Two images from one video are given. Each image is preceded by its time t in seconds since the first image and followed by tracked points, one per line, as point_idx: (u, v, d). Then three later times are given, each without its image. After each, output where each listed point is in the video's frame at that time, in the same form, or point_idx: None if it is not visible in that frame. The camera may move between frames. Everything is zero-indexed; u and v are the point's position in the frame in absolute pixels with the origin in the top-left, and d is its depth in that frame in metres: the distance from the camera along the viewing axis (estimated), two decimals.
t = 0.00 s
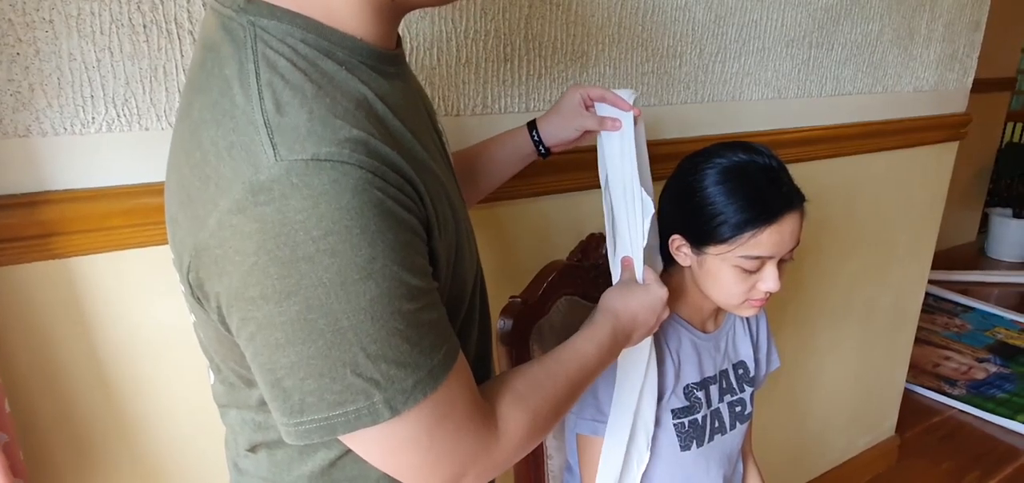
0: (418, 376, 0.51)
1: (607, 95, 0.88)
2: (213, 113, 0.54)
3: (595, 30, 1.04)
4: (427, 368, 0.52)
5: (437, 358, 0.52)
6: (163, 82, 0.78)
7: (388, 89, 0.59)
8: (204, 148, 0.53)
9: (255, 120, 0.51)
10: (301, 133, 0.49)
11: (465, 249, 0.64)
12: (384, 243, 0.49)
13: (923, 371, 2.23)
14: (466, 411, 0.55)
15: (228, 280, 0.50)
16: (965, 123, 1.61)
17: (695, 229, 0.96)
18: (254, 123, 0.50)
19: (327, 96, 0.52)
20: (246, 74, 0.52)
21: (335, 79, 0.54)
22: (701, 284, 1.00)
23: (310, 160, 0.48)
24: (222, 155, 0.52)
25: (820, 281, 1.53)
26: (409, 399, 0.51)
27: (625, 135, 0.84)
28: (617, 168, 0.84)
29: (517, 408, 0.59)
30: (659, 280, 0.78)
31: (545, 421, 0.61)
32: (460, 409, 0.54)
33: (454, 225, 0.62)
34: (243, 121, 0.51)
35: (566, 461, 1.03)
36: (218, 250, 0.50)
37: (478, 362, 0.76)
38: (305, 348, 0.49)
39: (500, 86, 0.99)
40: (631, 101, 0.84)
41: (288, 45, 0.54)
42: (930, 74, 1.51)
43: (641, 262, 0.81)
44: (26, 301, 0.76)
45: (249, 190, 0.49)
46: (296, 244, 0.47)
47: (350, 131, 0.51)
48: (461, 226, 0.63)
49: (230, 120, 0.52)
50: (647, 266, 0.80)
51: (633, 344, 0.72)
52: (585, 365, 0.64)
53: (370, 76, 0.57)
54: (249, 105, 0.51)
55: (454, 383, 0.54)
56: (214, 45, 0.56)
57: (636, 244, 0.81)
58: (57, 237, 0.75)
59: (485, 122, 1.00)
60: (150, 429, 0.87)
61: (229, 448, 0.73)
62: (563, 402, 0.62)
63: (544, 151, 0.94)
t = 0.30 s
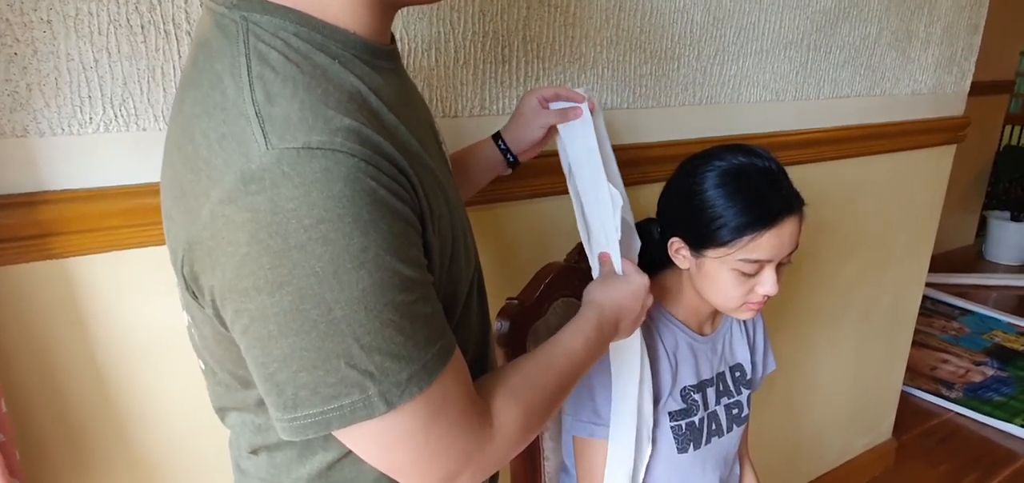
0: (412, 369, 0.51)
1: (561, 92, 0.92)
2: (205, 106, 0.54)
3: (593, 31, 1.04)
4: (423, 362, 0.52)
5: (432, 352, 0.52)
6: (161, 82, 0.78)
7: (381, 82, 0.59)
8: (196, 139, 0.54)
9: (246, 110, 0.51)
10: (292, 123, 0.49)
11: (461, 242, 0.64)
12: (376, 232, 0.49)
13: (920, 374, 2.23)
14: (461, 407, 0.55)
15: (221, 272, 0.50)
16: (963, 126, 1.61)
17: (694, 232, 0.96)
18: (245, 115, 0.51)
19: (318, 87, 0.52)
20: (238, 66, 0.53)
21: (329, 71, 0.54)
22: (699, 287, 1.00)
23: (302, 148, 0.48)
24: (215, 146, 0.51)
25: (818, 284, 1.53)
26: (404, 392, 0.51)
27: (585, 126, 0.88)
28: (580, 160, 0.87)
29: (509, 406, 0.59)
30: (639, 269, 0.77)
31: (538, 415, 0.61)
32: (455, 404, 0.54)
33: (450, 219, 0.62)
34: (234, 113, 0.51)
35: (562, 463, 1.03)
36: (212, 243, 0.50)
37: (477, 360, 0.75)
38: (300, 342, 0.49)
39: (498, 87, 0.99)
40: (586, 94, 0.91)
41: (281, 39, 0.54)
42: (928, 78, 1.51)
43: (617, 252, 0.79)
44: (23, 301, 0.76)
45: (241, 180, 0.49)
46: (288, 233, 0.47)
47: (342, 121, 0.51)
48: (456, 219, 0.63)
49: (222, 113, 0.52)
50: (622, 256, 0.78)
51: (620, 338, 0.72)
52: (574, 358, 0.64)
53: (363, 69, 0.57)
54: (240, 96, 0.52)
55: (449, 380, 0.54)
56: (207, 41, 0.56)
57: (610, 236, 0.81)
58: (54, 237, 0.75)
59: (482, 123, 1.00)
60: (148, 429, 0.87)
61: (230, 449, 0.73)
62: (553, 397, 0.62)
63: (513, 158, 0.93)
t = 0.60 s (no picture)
0: (417, 361, 0.51)
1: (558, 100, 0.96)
2: (199, 101, 0.53)
3: (592, 33, 1.04)
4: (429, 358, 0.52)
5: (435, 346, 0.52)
6: (158, 83, 0.77)
7: (376, 78, 0.59)
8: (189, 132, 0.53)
9: (243, 101, 0.50)
10: (289, 111, 0.49)
11: (458, 234, 0.63)
12: (379, 218, 0.49)
13: (918, 378, 2.22)
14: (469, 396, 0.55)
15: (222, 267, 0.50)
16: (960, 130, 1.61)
17: (694, 235, 0.96)
18: (241, 104, 0.50)
19: (314, 78, 0.52)
20: (233, 59, 0.52)
21: (325, 65, 0.54)
22: (697, 290, 0.99)
23: (300, 135, 0.48)
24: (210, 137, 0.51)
25: (815, 287, 1.53)
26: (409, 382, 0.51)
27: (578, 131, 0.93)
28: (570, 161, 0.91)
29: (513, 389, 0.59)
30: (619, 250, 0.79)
31: (540, 398, 0.61)
32: (461, 389, 0.54)
33: (447, 212, 0.62)
34: (229, 104, 0.51)
35: (558, 465, 1.03)
36: (212, 240, 0.50)
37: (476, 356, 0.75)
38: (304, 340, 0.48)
39: (496, 89, 0.99)
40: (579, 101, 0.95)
41: (276, 32, 0.54)
42: (926, 81, 1.51)
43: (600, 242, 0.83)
44: (19, 301, 0.76)
45: (240, 168, 0.48)
46: (290, 221, 0.47)
47: (339, 109, 0.51)
48: (453, 211, 0.63)
49: (217, 104, 0.52)
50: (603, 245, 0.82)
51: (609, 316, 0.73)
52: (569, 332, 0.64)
53: (359, 64, 0.57)
54: (235, 87, 0.51)
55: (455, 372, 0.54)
56: (200, 37, 0.56)
57: (593, 228, 0.85)
58: (51, 237, 0.75)
59: (480, 125, 1.00)
60: (144, 430, 0.86)
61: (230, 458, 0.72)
62: (553, 374, 0.62)
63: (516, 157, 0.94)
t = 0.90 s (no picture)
0: (419, 355, 0.52)
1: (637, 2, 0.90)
2: (200, 95, 0.53)
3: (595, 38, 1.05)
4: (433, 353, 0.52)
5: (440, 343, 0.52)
6: (162, 84, 0.78)
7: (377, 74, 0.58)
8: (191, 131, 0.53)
9: (242, 90, 0.51)
10: (290, 97, 0.49)
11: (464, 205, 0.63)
12: (391, 188, 0.49)
13: (916, 383, 2.23)
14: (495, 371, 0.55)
15: (231, 263, 0.50)
16: (960, 137, 1.62)
17: (698, 236, 0.96)
18: (241, 94, 0.50)
19: (313, 68, 0.52)
20: (232, 53, 0.52)
21: (322, 56, 0.54)
22: (698, 294, 1.00)
23: (303, 116, 0.48)
24: (212, 136, 0.51)
25: (814, 293, 1.53)
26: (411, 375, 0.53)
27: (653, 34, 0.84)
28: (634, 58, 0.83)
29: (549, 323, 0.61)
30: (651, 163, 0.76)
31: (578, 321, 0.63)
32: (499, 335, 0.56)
33: (451, 188, 0.62)
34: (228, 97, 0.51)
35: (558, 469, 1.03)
36: (219, 234, 0.50)
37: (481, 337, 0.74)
38: (317, 329, 0.50)
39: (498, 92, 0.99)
40: None
41: (274, 27, 0.54)
42: (926, 88, 1.52)
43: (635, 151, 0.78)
44: (19, 300, 0.76)
45: (244, 153, 0.48)
46: (301, 199, 0.48)
47: (340, 94, 0.51)
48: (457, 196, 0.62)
49: (217, 95, 0.52)
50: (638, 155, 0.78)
51: (632, 227, 0.72)
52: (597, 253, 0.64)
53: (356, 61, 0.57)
54: (234, 79, 0.51)
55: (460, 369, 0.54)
56: (199, 35, 0.56)
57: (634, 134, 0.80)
58: (54, 237, 0.75)
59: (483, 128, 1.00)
60: (145, 429, 0.87)
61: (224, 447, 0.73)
62: (593, 299, 0.63)
63: (582, 65, 0.93)
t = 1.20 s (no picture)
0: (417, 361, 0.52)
1: (667, 27, 0.88)
2: (184, 98, 0.55)
3: (599, 42, 1.05)
4: (420, 350, 0.52)
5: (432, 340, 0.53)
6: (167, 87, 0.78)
7: (367, 79, 0.58)
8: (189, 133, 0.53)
9: (212, 92, 0.52)
10: (254, 101, 0.51)
11: (444, 219, 0.62)
12: (348, 201, 0.49)
13: (919, 387, 2.22)
14: (468, 378, 0.55)
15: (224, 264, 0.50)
16: (964, 142, 1.62)
17: (702, 242, 0.96)
18: (211, 95, 0.52)
19: (288, 73, 0.53)
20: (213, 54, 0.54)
21: (306, 60, 0.55)
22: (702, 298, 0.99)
23: (260, 122, 0.49)
24: (209, 139, 0.51)
25: (817, 297, 1.53)
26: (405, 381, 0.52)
27: (674, 68, 0.85)
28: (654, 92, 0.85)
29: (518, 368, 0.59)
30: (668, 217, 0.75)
31: (549, 383, 0.60)
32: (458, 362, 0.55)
33: (433, 203, 0.61)
34: (201, 98, 0.53)
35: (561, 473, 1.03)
36: (210, 236, 0.50)
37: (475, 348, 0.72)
38: (304, 341, 0.50)
39: (502, 96, 1.00)
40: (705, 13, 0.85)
41: (261, 31, 0.55)
42: (930, 92, 1.52)
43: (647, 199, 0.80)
44: (24, 302, 0.76)
45: (205, 154, 0.50)
46: (249, 205, 0.48)
47: (309, 101, 0.52)
48: (442, 205, 0.62)
49: (190, 98, 0.54)
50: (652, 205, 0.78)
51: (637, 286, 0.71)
52: (595, 312, 0.63)
53: (347, 66, 0.57)
54: (209, 80, 0.53)
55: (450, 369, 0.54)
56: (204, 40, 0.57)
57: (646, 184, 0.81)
58: (60, 239, 0.75)
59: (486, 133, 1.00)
60: (150, 432, 0.87)
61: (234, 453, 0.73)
62: (569, 365, 0.61)
63: (601, 90, 0.94)
